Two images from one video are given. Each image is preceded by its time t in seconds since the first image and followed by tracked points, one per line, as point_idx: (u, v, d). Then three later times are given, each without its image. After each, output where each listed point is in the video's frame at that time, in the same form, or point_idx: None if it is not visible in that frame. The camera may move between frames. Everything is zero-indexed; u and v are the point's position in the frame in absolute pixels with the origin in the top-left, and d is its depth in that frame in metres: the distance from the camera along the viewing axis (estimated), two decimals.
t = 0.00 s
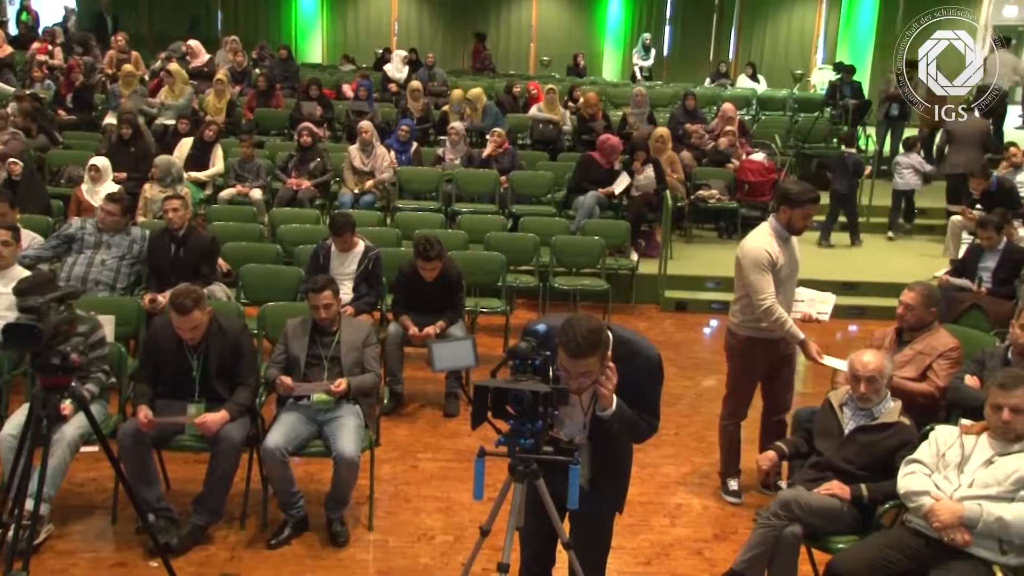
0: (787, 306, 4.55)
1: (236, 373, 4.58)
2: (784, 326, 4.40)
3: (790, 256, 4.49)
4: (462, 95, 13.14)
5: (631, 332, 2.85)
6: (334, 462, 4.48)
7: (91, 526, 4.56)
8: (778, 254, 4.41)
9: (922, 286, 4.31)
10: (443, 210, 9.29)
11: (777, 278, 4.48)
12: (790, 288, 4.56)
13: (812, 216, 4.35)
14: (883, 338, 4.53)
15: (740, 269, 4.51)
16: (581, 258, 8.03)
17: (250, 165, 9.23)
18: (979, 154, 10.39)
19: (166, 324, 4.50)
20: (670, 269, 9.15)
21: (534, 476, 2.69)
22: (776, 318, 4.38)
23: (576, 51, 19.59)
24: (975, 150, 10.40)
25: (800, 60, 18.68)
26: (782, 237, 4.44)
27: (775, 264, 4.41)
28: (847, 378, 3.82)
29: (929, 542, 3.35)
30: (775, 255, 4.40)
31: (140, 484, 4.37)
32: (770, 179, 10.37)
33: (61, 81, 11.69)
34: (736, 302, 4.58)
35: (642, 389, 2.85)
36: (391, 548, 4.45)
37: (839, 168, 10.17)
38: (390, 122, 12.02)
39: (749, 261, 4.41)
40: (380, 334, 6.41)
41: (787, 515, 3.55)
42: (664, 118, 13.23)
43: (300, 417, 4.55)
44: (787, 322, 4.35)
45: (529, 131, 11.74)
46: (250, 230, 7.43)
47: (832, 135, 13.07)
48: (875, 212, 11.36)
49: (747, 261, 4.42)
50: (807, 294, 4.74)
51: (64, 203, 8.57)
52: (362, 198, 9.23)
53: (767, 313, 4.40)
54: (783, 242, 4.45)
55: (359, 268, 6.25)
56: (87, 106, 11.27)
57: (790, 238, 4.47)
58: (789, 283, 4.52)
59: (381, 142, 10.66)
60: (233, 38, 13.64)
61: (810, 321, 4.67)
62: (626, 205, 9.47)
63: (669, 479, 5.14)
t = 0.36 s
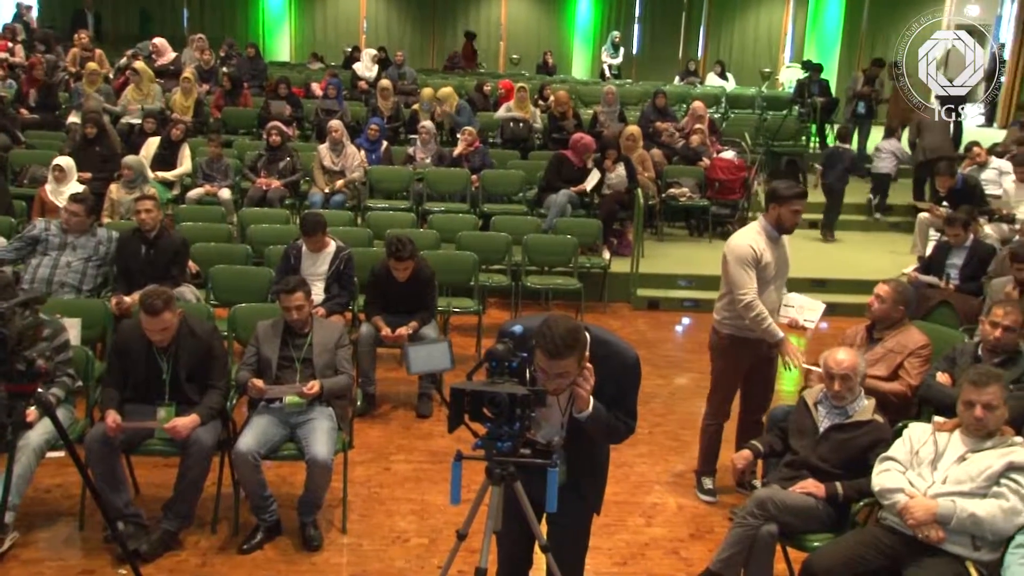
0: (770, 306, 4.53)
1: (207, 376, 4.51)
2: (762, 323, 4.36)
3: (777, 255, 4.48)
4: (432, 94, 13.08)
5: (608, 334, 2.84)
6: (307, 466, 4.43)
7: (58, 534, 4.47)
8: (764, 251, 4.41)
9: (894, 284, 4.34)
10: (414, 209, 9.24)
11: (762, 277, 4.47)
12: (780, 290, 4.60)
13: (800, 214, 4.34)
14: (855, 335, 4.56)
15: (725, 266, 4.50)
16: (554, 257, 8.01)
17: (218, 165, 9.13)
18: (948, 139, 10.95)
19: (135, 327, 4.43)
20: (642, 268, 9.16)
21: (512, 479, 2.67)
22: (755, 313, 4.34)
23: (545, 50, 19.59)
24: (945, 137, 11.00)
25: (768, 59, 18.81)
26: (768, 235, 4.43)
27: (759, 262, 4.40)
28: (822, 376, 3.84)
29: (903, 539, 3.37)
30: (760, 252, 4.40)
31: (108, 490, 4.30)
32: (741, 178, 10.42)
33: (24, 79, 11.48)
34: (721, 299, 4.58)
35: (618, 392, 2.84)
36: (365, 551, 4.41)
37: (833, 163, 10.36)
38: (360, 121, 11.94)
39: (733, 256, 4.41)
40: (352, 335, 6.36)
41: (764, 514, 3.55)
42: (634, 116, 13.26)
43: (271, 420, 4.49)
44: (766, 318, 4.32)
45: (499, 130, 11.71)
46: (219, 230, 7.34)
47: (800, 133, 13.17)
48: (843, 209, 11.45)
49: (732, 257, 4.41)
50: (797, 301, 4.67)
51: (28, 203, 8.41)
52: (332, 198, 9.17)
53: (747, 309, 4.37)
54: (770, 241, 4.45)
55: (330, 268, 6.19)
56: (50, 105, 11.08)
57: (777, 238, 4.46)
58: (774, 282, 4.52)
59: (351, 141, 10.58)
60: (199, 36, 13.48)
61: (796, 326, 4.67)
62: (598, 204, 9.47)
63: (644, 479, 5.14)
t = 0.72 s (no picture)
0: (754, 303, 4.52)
1: (177, 379, 4.44)
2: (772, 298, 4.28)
3: (762, 255, 4.48)
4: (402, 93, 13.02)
5: (585, 334, 2.82)
6: (280, 468, 4.38)
7: (24, 541, 4.39)
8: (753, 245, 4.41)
9: (867, 284, 4.36)
10: (385, 208, 9.17)
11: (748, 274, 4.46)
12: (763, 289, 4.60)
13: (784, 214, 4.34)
14: (828, 334, 4.58)
15: (712, 261, 4.48)
16: (526, 256, 7.99)
17: (186, 164, 9.02)
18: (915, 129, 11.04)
19: (102, 330, 4.35)
20: (614, 266, 9.17)
21: (490, 482, 2.64)
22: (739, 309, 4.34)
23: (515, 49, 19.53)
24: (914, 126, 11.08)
25: (737, 57, 18.88)
26: (755, 234, 4.42)
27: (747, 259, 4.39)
28: (797, 374, 3.85)
29: (879, 536, 3.38)
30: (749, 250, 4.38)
31: (76, 496, 4.22)
32: (711, 176, 10.43)
33: None
34: (704, 293, 4.58)
35: (595, 391, 2.83)
36: (339, 554, 4.36)
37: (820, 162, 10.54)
38: (330, 120, 11.86)
39: (722, 251, 4.38)
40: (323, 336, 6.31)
41: (740, 513, 3.56)
42: (605, 115, 13.28)
43: (243, 423, 4.43)
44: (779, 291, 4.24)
45: (470, 129, 11.67)
46: (188, 230, 7.24)
47: (769, 132, 13.26)
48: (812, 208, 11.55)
49: (720, 252, 4.40)
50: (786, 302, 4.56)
51: None
52: (302, 198, 9.09)
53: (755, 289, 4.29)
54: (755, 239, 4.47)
55: (302, 269, 6.13)
56: (13, 103, 10.88)
57: (764, 238, 4.46)
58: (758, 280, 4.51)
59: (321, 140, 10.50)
60: (166, 34, 13.31)
61: (778, 331, 4.51)
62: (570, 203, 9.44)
63: (620, 478, 5.14)
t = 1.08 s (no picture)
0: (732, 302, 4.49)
1: (151, 382, 4.38)
2: (717, 309, 4.34)
3: (740, 253, 4.48)
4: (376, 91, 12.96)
5: (566, 334, 2.81)
6: (256, 472, 4.33)
7: None
8: (726, 247, 4.40)
9: (842, 284, 4.39)
10: (360, 208, 9.12)
11: (723, 273, 4.45)
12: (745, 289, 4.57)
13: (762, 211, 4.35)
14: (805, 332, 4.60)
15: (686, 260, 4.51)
16: (503, 255, 7.97)
17: (158, 164, 8.92)
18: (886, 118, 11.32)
19: (74, 332, 4.28)
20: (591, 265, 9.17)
21: (470, 484, 2.62)
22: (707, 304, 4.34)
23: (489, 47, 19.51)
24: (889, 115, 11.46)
25: (711, 56, 18.98)
26: (732, 233, 4.43)
27: (718, 257, 4.40)
28: (776, 373, 3.86)
29: (859, 534, 3.39)
30: (722, 248, 4.40)
31: (47, 502, 4.15)
32: (686, 174, 10.46)
33: None
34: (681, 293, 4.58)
35: (577, 392, 2.81)
36: (318, 558, 4.33)
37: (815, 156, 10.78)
38: (303, 119, 11.78)
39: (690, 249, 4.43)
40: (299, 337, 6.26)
41: (721, 513, 3.56)
42: (580, 113, 13.30)
43: (218, 427, 4.38)
44: (718, 305, 4.31)
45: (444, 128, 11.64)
46: (161, 230, 7.15)
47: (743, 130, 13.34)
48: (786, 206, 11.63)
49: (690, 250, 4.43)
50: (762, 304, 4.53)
51: None
52: (277, 198, 9.04)
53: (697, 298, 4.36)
54: (734, 239, 4.45)
55: (277, 270, 6.08)
56: None
57: (742, 236, 4.47)
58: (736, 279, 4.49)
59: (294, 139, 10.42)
60: (136, 32, 13.17)
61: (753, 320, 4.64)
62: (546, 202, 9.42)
63: (599, 478, 5.14)
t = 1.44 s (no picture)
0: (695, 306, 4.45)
1: (132, 386, 4.33)
2: (673, 314, 4.34)
3: (704, 257, 4.45)
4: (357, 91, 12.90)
5: (552, 335, 2.80)
6: (239, 475, 4.30)
7: None
8: (685, 251, 4.39)
9: (826, 284, 4.40)
10: (341, 208, 9.07)
11: (685, 277, 4.43)
12: (713, 293, 4.50)
13: (729, 214, 4.34)
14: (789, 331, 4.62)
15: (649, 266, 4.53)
16: (486, 255, 7.95)
17: (137, 164, 8.84)
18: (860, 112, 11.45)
19: (52, 336, 4.23)
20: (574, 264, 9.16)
21: (456, 488, 2.61)
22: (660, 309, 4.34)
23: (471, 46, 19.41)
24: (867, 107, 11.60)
25: (691, 55, 19.01)
26: (693, 237, 4.43)
27: (677, 262, 4.39)
28: (760, 372, 3.87)
29: (844, 534, 3.40)
30: (681, 252, 4.39)
31: (27, 507, 4.10)
32: (668, 173, 10.48)
33: None
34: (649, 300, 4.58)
35: (563, 393, 2.80)
36: (301, 561, 4.29)
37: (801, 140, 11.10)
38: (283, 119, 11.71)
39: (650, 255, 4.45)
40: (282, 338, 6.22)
41: (706, 513, 3.56)
42: (562, 113, 13.28)
43: (200, 430, 4.34)
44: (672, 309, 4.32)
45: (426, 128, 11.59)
46: (140, 232, 7.09)
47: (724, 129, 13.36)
48: (767, 204, 11.66)
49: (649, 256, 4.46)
50: (728, 305, 4.46)
51: None
52: (257, 198, 8.97)
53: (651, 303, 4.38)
54: (696, 242, 4.44)
55: (258, 271, 6.03)
56: None
57: (706, 240, 4.45)
58: (699, 284, 4.45)
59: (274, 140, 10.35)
60: (113, 31, 13.04)
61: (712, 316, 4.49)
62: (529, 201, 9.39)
63: (583, 478, 5.13)
